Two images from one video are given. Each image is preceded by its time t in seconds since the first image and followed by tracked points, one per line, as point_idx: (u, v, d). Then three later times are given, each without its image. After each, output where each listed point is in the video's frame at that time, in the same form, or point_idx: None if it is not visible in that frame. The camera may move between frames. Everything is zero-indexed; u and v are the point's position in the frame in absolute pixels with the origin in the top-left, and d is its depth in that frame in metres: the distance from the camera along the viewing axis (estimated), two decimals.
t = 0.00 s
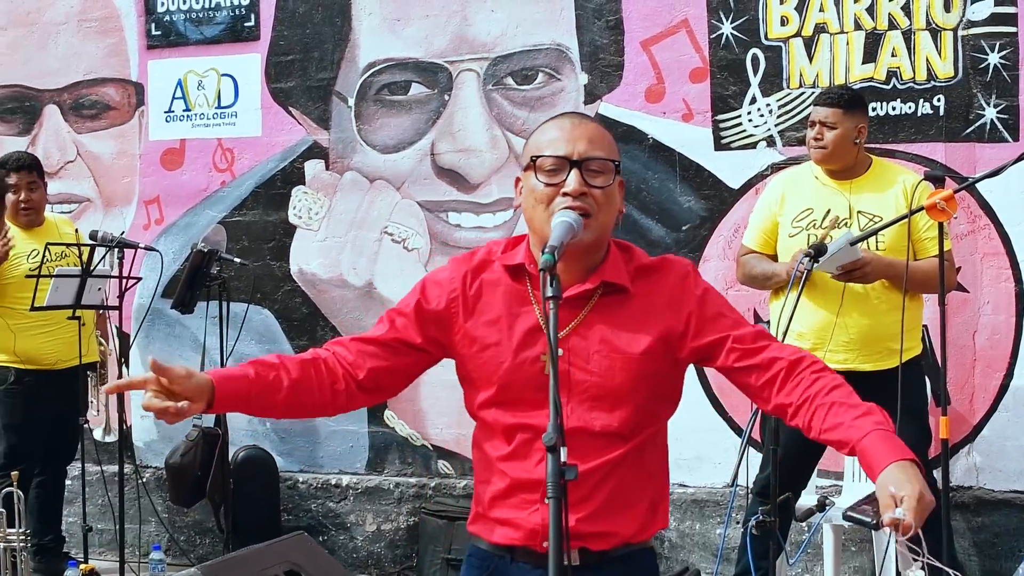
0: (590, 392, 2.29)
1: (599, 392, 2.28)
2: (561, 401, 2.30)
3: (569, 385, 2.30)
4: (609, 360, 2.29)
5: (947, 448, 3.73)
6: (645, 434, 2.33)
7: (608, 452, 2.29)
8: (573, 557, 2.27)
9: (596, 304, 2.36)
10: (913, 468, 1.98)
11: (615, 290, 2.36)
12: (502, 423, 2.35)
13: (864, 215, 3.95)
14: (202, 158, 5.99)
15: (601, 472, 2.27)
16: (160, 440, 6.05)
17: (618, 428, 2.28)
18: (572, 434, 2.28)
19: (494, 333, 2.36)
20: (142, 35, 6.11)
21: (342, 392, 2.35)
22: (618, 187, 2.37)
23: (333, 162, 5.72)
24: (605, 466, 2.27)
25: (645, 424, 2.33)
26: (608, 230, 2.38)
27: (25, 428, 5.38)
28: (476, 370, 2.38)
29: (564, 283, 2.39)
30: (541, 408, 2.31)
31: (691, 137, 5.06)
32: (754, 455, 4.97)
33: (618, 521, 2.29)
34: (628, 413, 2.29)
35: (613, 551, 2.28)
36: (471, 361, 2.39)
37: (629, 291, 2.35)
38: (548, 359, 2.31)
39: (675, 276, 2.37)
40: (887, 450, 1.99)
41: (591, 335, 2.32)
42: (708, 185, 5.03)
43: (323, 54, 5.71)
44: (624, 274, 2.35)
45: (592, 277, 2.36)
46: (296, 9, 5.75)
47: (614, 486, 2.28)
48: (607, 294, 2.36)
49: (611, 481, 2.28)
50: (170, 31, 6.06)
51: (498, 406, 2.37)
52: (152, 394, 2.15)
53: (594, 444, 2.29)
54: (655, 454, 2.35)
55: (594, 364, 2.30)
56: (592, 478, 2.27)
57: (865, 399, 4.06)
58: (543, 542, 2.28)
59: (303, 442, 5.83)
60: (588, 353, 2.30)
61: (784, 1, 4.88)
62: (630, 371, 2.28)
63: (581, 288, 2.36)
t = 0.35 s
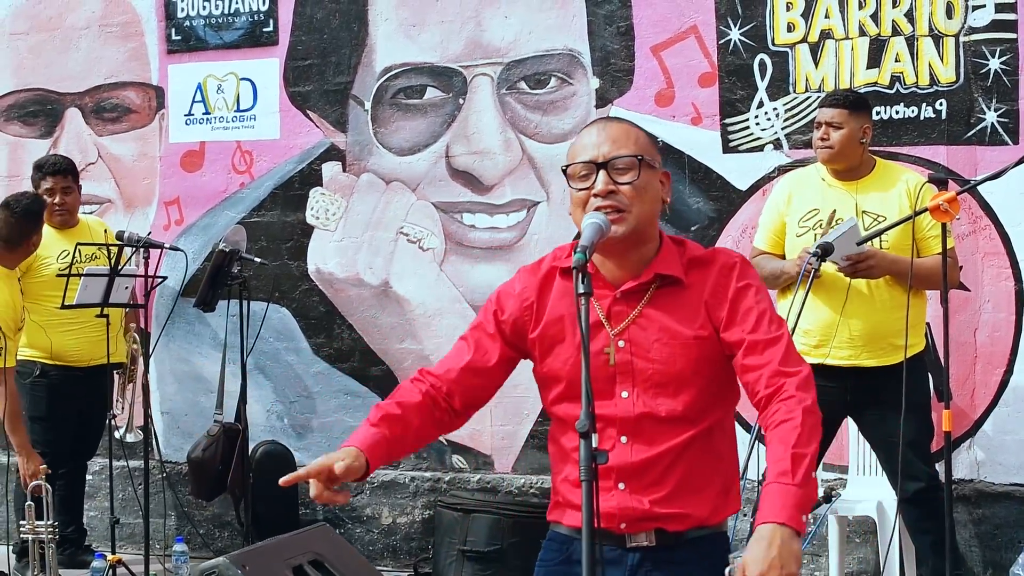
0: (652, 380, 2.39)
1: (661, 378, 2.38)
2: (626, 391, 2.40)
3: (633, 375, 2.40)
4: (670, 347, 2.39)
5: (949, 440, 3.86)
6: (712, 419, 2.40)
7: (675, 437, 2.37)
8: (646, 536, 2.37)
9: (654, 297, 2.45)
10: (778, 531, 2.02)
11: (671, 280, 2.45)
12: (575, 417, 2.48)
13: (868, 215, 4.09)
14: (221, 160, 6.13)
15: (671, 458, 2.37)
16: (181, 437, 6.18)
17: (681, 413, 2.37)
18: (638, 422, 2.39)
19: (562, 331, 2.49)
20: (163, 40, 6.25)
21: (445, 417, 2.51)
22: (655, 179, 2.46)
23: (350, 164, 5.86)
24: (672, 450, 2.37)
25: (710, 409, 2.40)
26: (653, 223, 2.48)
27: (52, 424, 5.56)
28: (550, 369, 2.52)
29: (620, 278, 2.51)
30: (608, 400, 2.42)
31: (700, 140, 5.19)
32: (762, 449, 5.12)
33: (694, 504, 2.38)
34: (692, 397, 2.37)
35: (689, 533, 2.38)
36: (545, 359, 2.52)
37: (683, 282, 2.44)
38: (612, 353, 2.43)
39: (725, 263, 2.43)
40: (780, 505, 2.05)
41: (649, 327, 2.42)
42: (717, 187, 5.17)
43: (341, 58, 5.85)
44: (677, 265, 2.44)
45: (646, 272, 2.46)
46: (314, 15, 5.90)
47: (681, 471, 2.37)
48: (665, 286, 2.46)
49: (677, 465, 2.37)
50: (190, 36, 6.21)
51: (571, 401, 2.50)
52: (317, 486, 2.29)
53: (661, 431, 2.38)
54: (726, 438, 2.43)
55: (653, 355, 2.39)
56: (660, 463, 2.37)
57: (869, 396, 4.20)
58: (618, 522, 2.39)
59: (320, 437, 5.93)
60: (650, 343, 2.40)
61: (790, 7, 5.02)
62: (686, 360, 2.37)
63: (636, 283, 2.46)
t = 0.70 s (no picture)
0: (666, 369, 2.48)
1: (675, 366, 2.47)
2: (642, 380, 2.50)
3: (648, 365, 2.49)
4: (681, 337, 2.47)
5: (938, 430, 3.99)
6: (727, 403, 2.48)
7: (691, 423, 2.47)
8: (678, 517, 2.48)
9: (664, 288, 2.53)
10: (653, 514, 2.28)
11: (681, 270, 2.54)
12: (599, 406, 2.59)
13: (858, 210, 4.22)
14: (228, 158, 6.26)
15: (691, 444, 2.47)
16: (189, 430, 6.31)
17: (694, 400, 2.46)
18: (655, 410, 2.48)
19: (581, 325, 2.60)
20: (171, 41, 6.38)
21: (484, 417, 2.68)
22: (658, 176, 2.55)
23: (355, 163, 5.99)
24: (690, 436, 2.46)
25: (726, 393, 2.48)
26: (659, 219, 2.57)
27: (64, 418, 5.68)
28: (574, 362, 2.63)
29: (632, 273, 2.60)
30: (628, 389, 2.52)
31: (698, 139, 5.32)
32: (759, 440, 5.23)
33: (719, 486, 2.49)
34: (705, 383, 2.46)
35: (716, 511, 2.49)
36: (569, 352, 2.63)
37: (692, 273, 2.52)
38: (627, 344, 2.52)
39: (729, 253, 2.51)
40: (668, 496, 2.29)
41: (659, 317, 2.50)
42: (714, 184, 5.30)
43: (346, 59, 5.98)
44: (685, 258, 2.53)
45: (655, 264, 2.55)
46: (319, 16, 6.02)
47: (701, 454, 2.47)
48: (675, 276, 2.54)
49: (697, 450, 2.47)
50: (198, 37, 6.34)
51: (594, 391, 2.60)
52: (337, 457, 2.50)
53: (677, 418, 2.48)
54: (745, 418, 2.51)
55: (665, 345, 2.48)
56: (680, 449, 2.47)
57: (862, 387, 4.33)
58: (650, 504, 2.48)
59: (325, 430, 6.05)
60: (661, 333, 2.49)
61: (785, 9, 5.15)
62: (694, 349, 2.46)
63: (646, 275, 2.55)
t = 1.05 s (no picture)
0: (666, 352, 2.59)
1: (674, 349, 2.59)
2: (644, 362, 2.61)
3: (649, 348, 2.61)
4: (678, 321, 2.58)
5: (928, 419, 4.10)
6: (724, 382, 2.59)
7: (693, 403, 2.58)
8: (690, 494, 2.61)
9: (664, 273, 2.65)
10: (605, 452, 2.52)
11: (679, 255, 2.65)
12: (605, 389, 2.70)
13: (852, 206, 4.34)
14: (235, 155, 6.38)
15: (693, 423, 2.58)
16: (195, 421, 6.43)
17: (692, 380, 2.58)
18: (657, 392, 2.60)
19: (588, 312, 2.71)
20: (178, 40, 6.50)
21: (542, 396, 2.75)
22: (663, 169, 2.66)
23: (359, 160, 6.11)
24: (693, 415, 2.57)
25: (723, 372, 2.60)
26: (665, 208, 2.67)
27: (66, 412, 5.77)
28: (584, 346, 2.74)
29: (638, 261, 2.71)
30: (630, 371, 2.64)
31: (695, 136, 5.44)
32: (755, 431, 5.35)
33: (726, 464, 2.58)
34: (703, 363, 2.58)
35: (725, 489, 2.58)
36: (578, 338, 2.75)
37: (688, 257, 2.63)
38: (629, 328, 2.63)
39: (720, 236, 2.62)
40: (627, 434, 2.50)
41: (660, 302, 2.62)
42: (711, 181, 5.42)
43: (350, 58, 6.10)
44: (684, 243, 2.64)
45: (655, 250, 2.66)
46: (324, 16, 6.14)
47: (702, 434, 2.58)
48: (675, 261, 2.65)
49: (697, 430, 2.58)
50: (204, 36, 6.45)
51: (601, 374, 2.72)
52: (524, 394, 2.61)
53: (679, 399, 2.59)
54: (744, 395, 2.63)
55: (665, 329, 2.59)
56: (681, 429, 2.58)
57: (855, 378, 4.45)
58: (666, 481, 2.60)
59: (330, 422, 6.18)
60: (661, 317, 2.60)
61: (781, 10, 5.27)
62: (691, 331, 2.58)
63: (647, 262, 2.66)
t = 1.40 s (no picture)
0: (658, 342, 2.64)
1: (665, 339, 2.63)
2: (639, 350, 2.67)
3: (644, 336, 2.66)
4: (669, 314, 2.61)
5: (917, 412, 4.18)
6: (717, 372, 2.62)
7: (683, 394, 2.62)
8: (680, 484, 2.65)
9: (660, 263, 2.68)
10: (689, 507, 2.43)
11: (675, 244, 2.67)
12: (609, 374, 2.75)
13: (843, 201, 4.42)
14: (231, 152, 6.44)
15: (683, 414, 2.63)
16: (191, 416, 6.49)
17: (683, 370, 2.62)
18: (650, 380, 2.65)
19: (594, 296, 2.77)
20: (174, 39, 6.55)
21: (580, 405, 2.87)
22: (668, 162, 2.69)
23: (354, 157, 6.17)
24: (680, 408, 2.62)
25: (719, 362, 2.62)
26: (669, 200, 2.71)
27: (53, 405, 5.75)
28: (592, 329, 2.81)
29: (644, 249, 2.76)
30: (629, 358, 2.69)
31: (687, 134, 5.52)
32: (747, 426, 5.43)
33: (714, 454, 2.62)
34: (695, 353, 2.62)
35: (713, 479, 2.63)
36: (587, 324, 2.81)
37: (682, 248, 2.64)
38: (627, 314, 2.69)
39: (713, 227, 2.61)
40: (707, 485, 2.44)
41: (654, 292, 2.65)
42: (702, 178, 5.50)
43: (346, 57, 6.17)
44: (681, 233, 2.66)
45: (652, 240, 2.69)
46: (320, 15, 6.21)
47: (698, 423, 2.63)
48: (670, 250, 2.67)
49: (691, 418, 2.63)
50: (200, 35, 6.51)
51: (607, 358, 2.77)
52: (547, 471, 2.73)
53: (671, 389, 2.63)
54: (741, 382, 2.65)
55: (658, 320, 2.63)
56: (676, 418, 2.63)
57: (845, 371, 4.53)
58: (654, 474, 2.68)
59: (325, 416, 6.25)
60: (652, 308, 2.64)
61: (771, 10, 5.35)
62: (682, 324, 2.60)
63: (647, 252, 2.70)
